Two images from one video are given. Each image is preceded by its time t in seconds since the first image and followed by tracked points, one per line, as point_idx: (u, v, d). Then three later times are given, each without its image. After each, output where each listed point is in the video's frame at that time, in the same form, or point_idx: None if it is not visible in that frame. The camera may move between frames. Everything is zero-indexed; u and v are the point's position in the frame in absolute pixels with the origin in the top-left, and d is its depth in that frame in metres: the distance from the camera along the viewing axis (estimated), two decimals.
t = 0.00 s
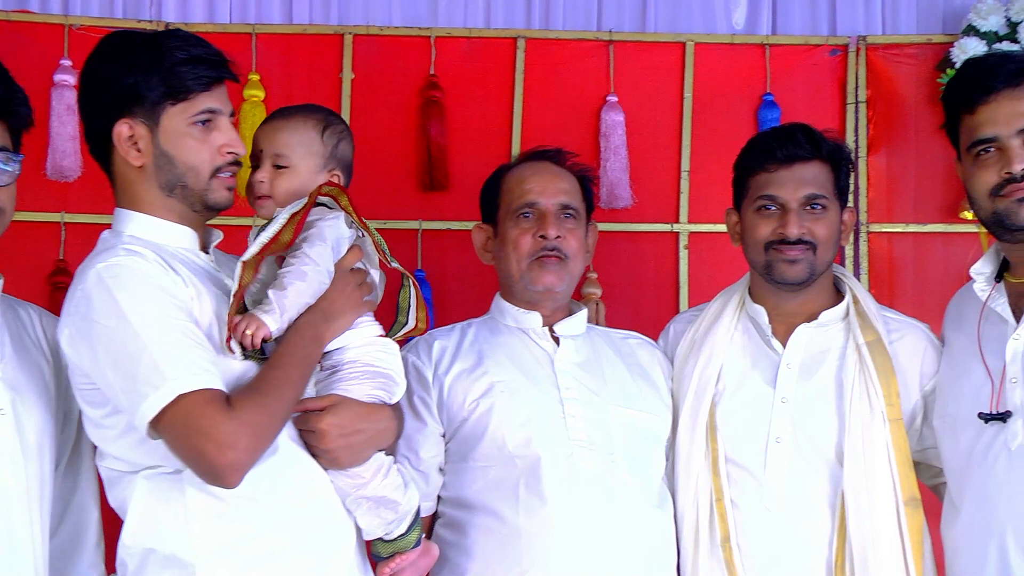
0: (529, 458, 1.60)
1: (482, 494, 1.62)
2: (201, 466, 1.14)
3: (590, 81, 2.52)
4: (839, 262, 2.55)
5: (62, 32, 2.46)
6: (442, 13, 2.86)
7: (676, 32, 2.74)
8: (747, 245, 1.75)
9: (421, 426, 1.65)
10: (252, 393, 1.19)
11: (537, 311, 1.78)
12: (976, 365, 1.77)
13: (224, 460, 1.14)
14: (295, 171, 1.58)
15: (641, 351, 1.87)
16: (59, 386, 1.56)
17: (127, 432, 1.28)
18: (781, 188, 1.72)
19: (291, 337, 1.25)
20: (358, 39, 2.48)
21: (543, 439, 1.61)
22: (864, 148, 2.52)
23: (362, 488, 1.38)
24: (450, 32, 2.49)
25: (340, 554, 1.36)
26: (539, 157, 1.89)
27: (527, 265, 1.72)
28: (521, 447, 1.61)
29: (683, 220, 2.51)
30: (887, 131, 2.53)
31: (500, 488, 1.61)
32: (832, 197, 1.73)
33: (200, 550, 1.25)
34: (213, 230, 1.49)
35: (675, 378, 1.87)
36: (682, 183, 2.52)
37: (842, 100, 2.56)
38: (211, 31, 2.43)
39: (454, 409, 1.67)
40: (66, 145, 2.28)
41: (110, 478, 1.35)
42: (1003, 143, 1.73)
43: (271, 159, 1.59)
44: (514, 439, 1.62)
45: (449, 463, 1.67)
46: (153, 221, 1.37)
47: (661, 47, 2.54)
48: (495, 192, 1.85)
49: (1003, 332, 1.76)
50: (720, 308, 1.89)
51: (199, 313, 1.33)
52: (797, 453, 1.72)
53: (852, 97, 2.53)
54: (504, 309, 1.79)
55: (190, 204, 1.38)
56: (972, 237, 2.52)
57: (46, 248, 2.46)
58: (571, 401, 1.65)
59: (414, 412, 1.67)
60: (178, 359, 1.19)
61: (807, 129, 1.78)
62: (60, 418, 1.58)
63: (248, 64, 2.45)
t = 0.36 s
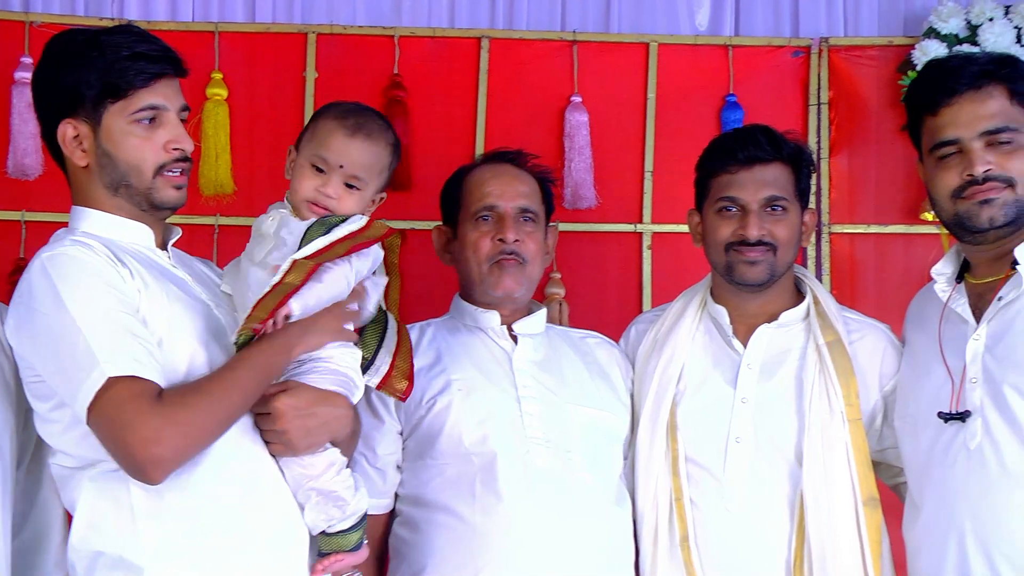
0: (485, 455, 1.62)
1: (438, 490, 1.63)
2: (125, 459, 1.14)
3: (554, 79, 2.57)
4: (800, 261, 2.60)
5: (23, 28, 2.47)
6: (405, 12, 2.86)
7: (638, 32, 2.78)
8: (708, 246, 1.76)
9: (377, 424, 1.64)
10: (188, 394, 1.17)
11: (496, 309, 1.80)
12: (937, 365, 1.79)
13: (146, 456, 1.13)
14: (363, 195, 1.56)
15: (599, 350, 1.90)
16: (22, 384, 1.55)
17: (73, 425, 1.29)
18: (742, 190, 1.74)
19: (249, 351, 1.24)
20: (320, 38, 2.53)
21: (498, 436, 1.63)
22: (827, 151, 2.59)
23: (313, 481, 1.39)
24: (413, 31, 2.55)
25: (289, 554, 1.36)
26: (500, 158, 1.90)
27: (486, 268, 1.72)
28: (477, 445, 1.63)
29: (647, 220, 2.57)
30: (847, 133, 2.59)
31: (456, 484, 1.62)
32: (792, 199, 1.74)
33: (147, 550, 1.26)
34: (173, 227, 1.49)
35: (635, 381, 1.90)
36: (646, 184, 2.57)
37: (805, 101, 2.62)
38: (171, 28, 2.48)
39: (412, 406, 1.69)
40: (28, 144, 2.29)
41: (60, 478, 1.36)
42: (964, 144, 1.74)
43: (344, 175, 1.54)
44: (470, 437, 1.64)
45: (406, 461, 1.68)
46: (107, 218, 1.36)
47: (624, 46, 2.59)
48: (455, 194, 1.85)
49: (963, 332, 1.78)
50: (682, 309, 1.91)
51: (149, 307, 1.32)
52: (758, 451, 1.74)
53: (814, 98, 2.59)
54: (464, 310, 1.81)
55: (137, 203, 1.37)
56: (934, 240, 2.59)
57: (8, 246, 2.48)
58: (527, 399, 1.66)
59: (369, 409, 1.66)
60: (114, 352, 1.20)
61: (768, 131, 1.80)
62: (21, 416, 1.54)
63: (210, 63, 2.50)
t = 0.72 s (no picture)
0: (436, 454, 1.67)
1: (392, 488, 1.67)
2: (103, 467, 1.15)
3: (516, 78, 2.68)
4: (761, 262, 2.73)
5: None
6: (366, 12, 2.98)
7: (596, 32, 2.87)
8: (665, 246, 1.82)
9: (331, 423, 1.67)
10: (162, 396, 1.19)
11: (449, 309, 1.85)
12: (894, 365, 1.81)
13: (126, 463, 1.14)
14: (319, 185, 1.54)
15: (555, 350, 1.92)
16: None
17: (36, 426, 1.28)
18: (698, 191, 1.80)
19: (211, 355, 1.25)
20: (281, 37, 2.62)
21: (451, 434, 1.68)
22: (786, 150, 2.70)
23: (280, 488, 1.40)
24: (375, 31, 2.64)
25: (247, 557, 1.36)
26: (456, 158, 1.91)
27: (442, 268, 1.73)
28: (429, 443, 1.68)
29: (608, 220, 2.67)
30: (808, 132, 2.71)
31: (409, 483, 1.66)
32: (747, 201, 1.80)
33: (110, 554, 1.25)
34: (140, 223, 1.48)
35: (591, 382, 1.92)
36: (607, 183, 2.66)
37: (765, 102, 2.73)
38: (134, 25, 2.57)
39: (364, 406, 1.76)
40: None
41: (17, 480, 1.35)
42: (922, 147, 1.76)
43: (302, 163, 1.51)
44: (422, 435, 1.69)
45: (359, 461, 1.74)
46: (78, 214, 1.35)
47: (585, 47, 2.70)
48: (411, 194, 1.86)
49: (921, 331, 1.79)
50: (640, 308, 1.94)
51: (115, 302, 1.31)
52: (713, 451, 1.78)
53: (773, 100, 2.70)
54: (420, 309, 1.86)
55: (115, 201, 1.36)
56: (892, 241, 2.68)
57: None
58: (481, 399, 1.70)
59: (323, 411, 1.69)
60: (86, 353, 1.19)
61: (725, 133, 1.86)
62: None
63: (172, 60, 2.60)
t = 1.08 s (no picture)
0: (388, 456, 1.68)
1: (345, 491, 1.69)
2: (77, 475, 1.12)
3: (472, 78, 2.73)
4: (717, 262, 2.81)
5: None
6: (323, 12, 3.01)
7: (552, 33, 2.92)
8: (620, 246, 1.90)
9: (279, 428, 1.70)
10: (141, 404, 1.15)
11: (399, 311, 1.87)
12: (849, 364, 1.82)
13: (99, 473, 1.11)
14: (280, 185, 1.54)
15: (506, 350, 1.96)
16: None
17: None
18: (653, 191, 1.88)
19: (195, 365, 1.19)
20: (238, 35, 2.67)
21: (401, 437, 1.69)
22: (743, 152, 2.77)
23: (247, 485, 1.41)
24: (333, 30, 2.69)
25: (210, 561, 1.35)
26: (410, 160, 1.94)
27: (378, 266, 1.77)
28: (379, 445, 1.69)
29: (565, 221, 2.73)
30: (764, 134, 2.77)
31: (360, 486, 1.68)
32: (702, 202, 1.90)
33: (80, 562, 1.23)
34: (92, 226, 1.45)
35: (546, 387, 1.96)
36: (563, 183, 2.73)
37: (722, 103, 2.80)
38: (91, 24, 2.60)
39: (315, 408, 1.76)
40: None
41: None
42: (877, 147, 1.76)
43: (266, 163, 1.52)
44: (374, 437, 1.70)
45: (310, 463, 1.75)
46: (34, 218, 1.31)
47: (543, 47, 2.76)
48: (361, 195, 1.90)
49: (875, 331, 1.81)
50: (595, 309, 1.98)
51: (78, 309, 1.27)
52: (668, 452, 1.81)
53: (730, 101, 2.77)
54: (368, 312, 1.88)
55: (73, 205, 1.34)
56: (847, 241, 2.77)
57: None
58: (430, 399, 1.72)
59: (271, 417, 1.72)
60: (58, 366, 1.15)
61: (680, 134, 1.96)
62: None
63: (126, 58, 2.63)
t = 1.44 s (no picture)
0: (349, 456, 1.68)
1: (305, 492, 1.69)
2: (18, 486, 1.11)
3: (433, 78, 2.80)
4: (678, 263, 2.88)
5: None
6: (285, 12, 2.99)
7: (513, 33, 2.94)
8: (583, 247, 1.92)
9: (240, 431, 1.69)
10: (86, 418, 1.14)
11: (360, 312, 1.86)
12: (808, 366, 1.83)
13: (41, 486, 1.10)
14: (226, 182, 1.54)
15: (467, 350, 1.97)
16: None
17: None
18: (615, 192, 1.91)
19: (134, 384, 1.19)
20: (199, 33, 2.72)
21: (363, 438, 1.69)
22: (704, 152, 2.84)
23: (215, 492, 1.41)
24: (294, 28, 2.75)
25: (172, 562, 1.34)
26: (372, 160, 2.00)
27: (337, 263, 1.82)
28: (341, 446, 1.69)
29: (526, 221, 2.80)
30: (725, 135, 2.85)
31: (321, 487, 1.67)
32: (663, 202, 1.92)
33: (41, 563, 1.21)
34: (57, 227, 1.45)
35: (509, 391, 1.96)
36: (526, 183, 2.82)
37: (684, 103, 2.88)
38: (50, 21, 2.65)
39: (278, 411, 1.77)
40: None
41: None
42: (836, 148, 1.77)
43: (211, 161, 1.52)
44: (335, 438, 1.70)
45: (273, 466, 1.75)
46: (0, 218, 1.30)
47: (505, 47, 2.83)
48: (321, 194, 1.96)
49: (835, 333, 1.82)
50: (556, 310, 1.99)
51: (45, 315, 1.25)
52: (630, 452, 1.81)
53: (691, 102, 2.84)
54: (330, 313, 1.88)
55: (41, 203, 1.33)
56: (807, 242, 2.85)
57: None
58: (392, 399, 1.72)
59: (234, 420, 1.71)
60: (20, 371, 1.14)
61: (642, 136, 2.00)
62: None
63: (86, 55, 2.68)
